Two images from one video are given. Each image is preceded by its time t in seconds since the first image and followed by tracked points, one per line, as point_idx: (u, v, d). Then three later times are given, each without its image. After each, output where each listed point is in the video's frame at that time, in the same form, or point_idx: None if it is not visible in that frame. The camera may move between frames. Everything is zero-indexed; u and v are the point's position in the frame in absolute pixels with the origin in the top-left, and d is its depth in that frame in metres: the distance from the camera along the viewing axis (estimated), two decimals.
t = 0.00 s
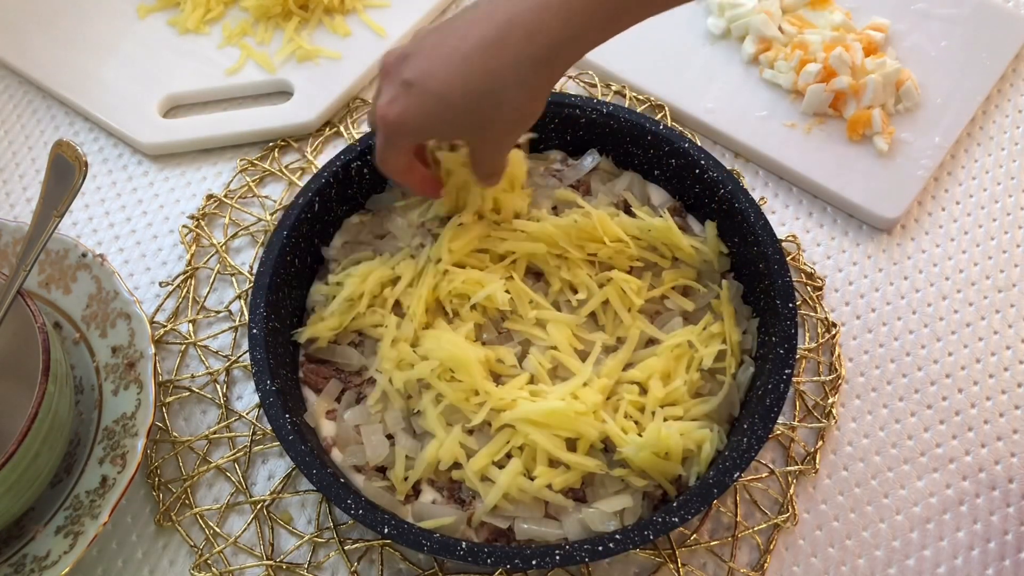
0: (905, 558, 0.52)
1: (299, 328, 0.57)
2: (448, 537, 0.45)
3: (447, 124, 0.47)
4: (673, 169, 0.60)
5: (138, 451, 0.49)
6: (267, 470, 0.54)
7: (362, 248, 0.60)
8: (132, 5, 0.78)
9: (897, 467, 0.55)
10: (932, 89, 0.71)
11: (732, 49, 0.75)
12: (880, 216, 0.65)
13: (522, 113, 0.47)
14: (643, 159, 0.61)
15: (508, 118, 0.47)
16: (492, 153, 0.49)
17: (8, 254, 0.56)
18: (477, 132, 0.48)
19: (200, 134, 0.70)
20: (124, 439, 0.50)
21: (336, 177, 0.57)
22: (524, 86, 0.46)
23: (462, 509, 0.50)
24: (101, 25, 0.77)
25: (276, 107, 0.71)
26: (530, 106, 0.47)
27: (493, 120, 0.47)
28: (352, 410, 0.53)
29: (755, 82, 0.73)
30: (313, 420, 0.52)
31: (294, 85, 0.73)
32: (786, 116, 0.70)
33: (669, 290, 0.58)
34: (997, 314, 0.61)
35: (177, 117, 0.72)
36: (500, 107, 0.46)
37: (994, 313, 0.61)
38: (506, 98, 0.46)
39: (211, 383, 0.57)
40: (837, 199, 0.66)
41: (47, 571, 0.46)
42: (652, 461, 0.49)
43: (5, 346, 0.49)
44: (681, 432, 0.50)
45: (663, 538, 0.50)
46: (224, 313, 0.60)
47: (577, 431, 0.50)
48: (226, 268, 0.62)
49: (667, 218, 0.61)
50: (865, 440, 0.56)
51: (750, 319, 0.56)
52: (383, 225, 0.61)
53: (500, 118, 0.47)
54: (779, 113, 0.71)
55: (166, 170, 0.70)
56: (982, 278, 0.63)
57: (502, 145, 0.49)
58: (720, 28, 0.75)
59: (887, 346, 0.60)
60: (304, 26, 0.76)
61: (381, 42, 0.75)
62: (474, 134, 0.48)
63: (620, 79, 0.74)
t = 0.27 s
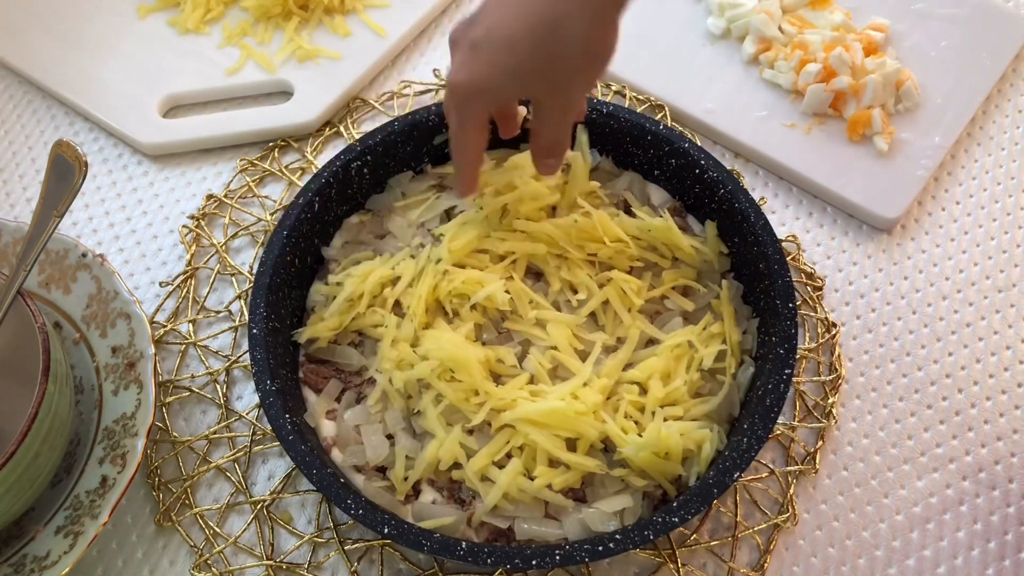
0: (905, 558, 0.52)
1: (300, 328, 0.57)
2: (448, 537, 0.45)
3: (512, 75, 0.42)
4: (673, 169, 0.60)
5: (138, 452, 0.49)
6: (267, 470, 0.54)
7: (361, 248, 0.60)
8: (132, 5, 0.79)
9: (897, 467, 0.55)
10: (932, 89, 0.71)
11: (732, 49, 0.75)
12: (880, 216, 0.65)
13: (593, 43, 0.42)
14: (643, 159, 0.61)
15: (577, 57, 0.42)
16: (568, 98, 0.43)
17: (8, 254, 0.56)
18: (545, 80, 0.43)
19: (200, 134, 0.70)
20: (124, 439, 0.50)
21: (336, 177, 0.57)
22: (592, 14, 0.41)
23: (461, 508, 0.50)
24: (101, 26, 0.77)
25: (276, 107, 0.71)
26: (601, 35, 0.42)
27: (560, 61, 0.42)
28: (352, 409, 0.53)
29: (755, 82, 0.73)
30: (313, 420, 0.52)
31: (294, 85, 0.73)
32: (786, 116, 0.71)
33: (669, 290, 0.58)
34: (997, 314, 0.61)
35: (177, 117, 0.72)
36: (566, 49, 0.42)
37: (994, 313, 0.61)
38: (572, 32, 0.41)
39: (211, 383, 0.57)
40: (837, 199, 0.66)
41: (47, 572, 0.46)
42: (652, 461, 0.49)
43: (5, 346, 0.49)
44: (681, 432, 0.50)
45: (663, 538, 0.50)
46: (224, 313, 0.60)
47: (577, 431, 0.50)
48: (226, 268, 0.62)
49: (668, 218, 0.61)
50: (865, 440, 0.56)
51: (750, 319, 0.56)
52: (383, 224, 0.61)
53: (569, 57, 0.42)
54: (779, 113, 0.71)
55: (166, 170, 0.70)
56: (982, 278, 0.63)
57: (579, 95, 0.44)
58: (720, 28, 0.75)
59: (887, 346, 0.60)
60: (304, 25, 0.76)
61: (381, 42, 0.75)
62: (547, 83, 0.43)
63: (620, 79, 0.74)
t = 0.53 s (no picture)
0: (905, 558, 0.52)
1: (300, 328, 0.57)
2: (448, 537, 0.45)
3: None
4: (673, 169, 0.60)
5: (138, 451, 0.49)
6: (267, 470, 0.54)
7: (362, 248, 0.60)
8: (132, 5, 0.79)
9: (897, 467, 0.55)
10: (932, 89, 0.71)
11: (732, 49, 0.75)
12: (880, 216, 0.65)
13: None
14: (643, 159, 0.61)
15: None
16: None
17: (8, 254, 0.56)
18: None
19: (200, 134, 0.70)
20: (124, 439, 0.50)
21: (336, 177, 0.57)
22: None
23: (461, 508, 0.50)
24: (101, 25, 0.77)
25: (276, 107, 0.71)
26: None
27: None
28: (352, 409, 0.53)
29: (755, 82, 0.73)
30: (313, 420, 0.52)
31: (294, 85, 0.73)
32: (786, 116, 0.70)
33: (669, 290, 0.58)
34: (997, 314, 0.61)
35: (177, 117, 0.72)
36: None
37: (994, 313, 0.61)
38: None
39: (211, 383, 0.57)
40: (837, 199, 0.66)
41: (47, 572, 0.46)
42: (652, 461, 0.49)
43: (5, 345, 0.49)
44: (681, 432, 0.50)
45: (663, 538, 0.50)
46: (224, 313, 0.60)
47: (577, 431, 0.50)
48: (226, 268, 0.62)
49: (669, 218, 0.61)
50: (865, 440, 0.56)
51: (750, 319, 0.56)
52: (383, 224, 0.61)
53: None
54: (779, 113, 0.71)
55: (166, 170, 0.70)
56: (982, 278, 0.63)
57: None
58: (720, 28, 0.75)
59: (887, 346, 0.60)
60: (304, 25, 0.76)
61: (381, 42, 0.75)
62: None
63: (620, 79, 0.74)
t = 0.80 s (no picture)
0: (904, 558, 0.52)
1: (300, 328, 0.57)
2: (448, 537, 0.45)
3: None
4: (673, 169, 0.60)
5: (138, 451, 0.49)
6: (267, 470, 0.54)
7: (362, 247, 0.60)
8: (132, 5, 0.79)
9: (897, 467, 0.55)
10: (932, 89, 0.71)
11: (732, 49, 0.75)
12: (880, 216, 0.65)
13: None
14: (643, 159, 0.61)
15: None
16: None
17: (8, 254, 0.56)
18: None
19: (200, 134, 0.70)
20: (124, 439, 0.50)
21: (336, 177, 0.57)
22: None
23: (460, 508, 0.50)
24: (101, 25, 0.77)
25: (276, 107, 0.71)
26: None
27: None
28: (352, 409, 0.53)
29: (755, 82, 0.73)
30: (313, 420, 0.52)
31: (294, 85, 0.73)
32: (786, 116, 0.71)
33: (669, 290, 0.58)
34: (997, 314, 0.61)
35: (177, 117, 0.72)
36: None
37: (994, 313, 0.61)
38: None
39: (211, 383, 0.57)
40: (836, 199, 0.67)
41: (47, 572, 0.46)
42: (652, 461, 0.49)
43: (5, 346, 0.49)
44: (681, 432, 0.50)
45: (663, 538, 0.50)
46: (224, 313, 0.60)
47: (577, 431, 0.50)
48: (226, 268, 0.62)
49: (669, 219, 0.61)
50: (865, 440, 0.56)
51: (750, 319, 0.56)
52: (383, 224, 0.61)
53: None
54: (779, 113, 0.71)
55: (166, 170, 0.70)
56: (982, 278, 0.63)
57: None
58: (720, 28, 0.75)
59: (887, 346, 0.60)
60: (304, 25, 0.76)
61: (380, 42, 0.75)
62: None
63: (620, 79, 0.74)
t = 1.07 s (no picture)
0: (905, 558, 0.52)
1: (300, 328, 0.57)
2: (448, 537, 0.45)
3: None
4: (672, 169, 0.60)
5: (138, 451, 0.49)
6: (267, 470, 0.54)
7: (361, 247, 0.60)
8: (132, 5, 0.79)
9: (897, 467, 0.55)
10: (932, 89, 0.71)
11: (732, 49, 0.75)
12: (880, 216, 0.65)
13: None
14: (643, 159, 0.61)
15: None
16: None
17: (8, 254, 0.56)
18: None
19: (200, 134, 0.70)
20: (124, 439, 0.50)
21: (336, 177, 0.57)
22: None
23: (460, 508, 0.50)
24: (101, 25, 0.77)
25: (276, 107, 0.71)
26: None
27: None
28: (352, 410, 0.53)
29: (755, 82, 0.73)
30: (313, 420, 0.52)
31: (294, 85, 0.73)
32: (786, 116, 0.70)
33: (669, 290, 0.58)
34: (997, 314, 0.61)
35: (177, 117, 0.72)
36: None
37: (994, 313, 0.61)
38: None
39: (211, 383, 0.57)
40: (836, 199, 0.67)
41: (47, 572, 0.46)
42: (652, 461, 0.49)
43: (5, 346, 0.49)
44: (681, 432, 0.50)
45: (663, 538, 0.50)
46: (224, 313, 0.60)
47: (577, 431, 0.50)
48: (226, 268, 0.62)
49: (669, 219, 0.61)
50: (865, 440, 0.56)
51: (750, 319, 0.56)
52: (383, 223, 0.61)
53: None
54: (779, 113, 0.71)
55: (166, 170, 0.70)
56: (982, 278, 0.63)
57: None
58: (720, 28, 0.75)
59: (887, 346, 0.60)
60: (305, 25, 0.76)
61: (381, 42, 0.75)
62: None
63: (620, 79, 0.74)
